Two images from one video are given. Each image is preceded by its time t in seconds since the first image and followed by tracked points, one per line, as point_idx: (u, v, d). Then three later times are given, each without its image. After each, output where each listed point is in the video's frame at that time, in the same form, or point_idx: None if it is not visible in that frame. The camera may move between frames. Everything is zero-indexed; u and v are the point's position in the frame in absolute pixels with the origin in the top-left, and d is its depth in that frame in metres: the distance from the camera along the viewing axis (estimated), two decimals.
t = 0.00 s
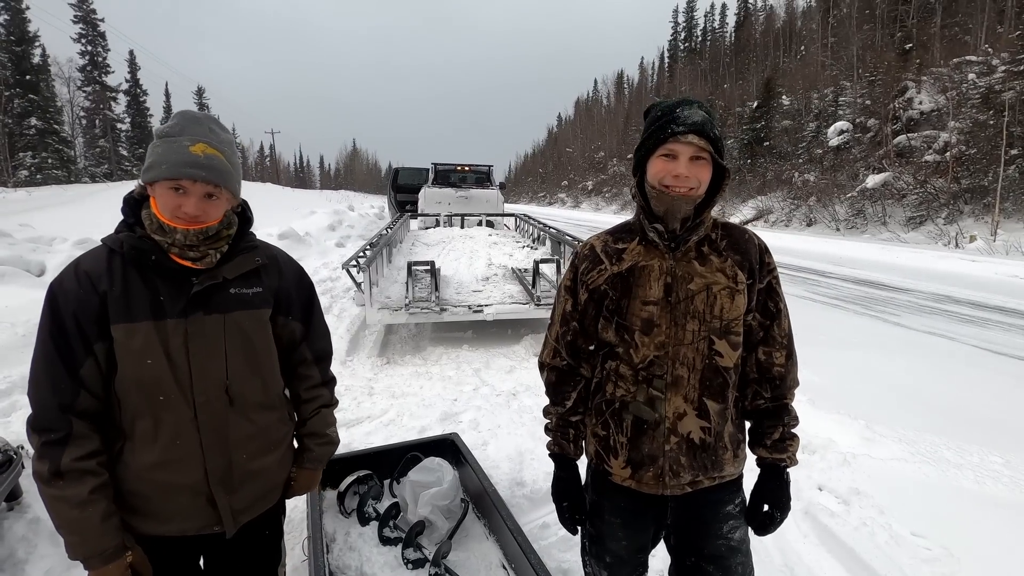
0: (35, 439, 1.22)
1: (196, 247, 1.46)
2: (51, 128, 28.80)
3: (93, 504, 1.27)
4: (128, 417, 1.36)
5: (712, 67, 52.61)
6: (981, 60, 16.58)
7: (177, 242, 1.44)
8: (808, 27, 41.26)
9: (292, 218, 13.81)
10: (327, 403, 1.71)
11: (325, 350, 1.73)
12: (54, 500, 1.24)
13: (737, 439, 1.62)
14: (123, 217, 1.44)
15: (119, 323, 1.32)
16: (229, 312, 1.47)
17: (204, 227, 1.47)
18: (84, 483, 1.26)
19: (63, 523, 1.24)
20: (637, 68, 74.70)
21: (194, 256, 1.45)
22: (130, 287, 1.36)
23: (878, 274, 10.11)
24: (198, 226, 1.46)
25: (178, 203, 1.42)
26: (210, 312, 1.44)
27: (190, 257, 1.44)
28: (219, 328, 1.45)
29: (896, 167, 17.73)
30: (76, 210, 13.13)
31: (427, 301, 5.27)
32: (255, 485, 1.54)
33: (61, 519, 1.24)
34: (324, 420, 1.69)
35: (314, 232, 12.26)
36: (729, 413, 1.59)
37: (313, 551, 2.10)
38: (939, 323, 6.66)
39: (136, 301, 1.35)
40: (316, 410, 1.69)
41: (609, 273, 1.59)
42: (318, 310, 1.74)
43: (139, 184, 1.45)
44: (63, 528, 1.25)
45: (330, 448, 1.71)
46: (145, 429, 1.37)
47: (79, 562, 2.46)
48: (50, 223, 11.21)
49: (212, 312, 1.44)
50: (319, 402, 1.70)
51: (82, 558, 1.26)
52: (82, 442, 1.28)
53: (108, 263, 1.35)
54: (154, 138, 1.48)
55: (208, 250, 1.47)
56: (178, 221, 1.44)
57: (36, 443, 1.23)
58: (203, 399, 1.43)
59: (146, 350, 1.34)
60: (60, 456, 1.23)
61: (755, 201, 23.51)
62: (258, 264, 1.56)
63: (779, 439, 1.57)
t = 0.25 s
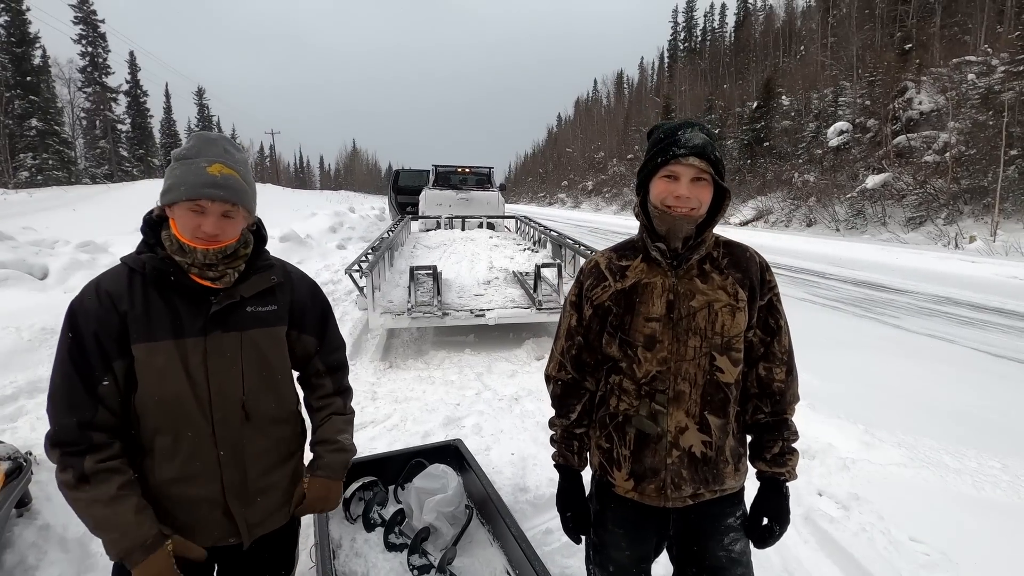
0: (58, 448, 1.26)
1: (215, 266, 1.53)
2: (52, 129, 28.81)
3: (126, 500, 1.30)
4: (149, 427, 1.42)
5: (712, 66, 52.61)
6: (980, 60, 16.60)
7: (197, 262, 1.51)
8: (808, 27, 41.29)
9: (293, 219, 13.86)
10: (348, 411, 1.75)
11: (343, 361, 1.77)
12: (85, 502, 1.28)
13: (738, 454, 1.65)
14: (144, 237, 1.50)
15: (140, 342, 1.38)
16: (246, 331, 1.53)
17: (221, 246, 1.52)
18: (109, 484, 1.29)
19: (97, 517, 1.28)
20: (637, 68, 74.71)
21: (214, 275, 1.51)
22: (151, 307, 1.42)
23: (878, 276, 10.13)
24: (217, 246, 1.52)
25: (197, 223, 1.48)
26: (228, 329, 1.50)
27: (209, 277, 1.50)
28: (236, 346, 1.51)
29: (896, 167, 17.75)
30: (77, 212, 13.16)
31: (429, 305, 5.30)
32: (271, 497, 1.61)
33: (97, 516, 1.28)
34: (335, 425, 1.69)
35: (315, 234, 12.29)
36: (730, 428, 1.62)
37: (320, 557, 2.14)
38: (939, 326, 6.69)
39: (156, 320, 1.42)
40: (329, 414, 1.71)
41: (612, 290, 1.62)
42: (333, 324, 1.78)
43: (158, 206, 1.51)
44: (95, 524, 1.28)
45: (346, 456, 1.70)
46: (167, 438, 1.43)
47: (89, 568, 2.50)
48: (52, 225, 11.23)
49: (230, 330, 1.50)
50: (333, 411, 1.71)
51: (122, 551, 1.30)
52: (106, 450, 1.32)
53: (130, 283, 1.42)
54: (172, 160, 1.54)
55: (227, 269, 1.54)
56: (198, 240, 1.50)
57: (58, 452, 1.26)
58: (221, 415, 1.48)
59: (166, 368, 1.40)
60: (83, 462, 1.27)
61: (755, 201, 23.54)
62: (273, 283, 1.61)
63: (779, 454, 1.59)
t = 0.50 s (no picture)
0: (89, 442, 1.30)
1: (233, 268, 1.55)
2: (53, 129, 28.83)
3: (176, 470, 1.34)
4: (170, 423, 1.44)
5: (712, 66, 52.63)
6: (981, 60, 16.61)
7: (214, 264, 1.52)
8: (808, 27, 41.32)
9: (294, 219, 13.88)
10: (333, 418, 1.66)
11: (337, 368, 1.72)
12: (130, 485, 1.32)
13: (749, 454, 1.66)
14: (163, 238, 1.52)
15: (161, 342, 1.41)
16: (263, 331, 1.55)
17: (240, 250, 1.54)
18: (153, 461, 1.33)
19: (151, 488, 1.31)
20: (637, 68, 74.71)
21: (231, 277, 1.53)
22: (171, 308, 1.45)
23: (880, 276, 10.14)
24: (234, 250, 1.53)
25: (216, 228, 1.48)
26: (245, 330, 1.52)
27: (227, 279, 1.52)
28: (254, 346, 1.53)
29: (897, 167, 17.77)
30: (78, 213, 13.17)
31: (432, 305, 5.31)
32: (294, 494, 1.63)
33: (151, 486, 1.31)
34: (308, 427, 1.57)
35: (317, 234, 12.30)
36: (742, 429, 1.62)
37: (329, 556, 2.14)
38: (941, 326, 6.69)
39: (176, 320, 1.44)
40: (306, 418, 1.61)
41: (626, 290, 1.63)
42: (336, 325, 1.77)
43: (177, 207, 1.53)
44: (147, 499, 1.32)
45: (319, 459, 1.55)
46: (193, 432, 1.46)
47: (96, 567, 2.50)
48: (53, 226, 11.23)
49: (247, 331, 1.53)
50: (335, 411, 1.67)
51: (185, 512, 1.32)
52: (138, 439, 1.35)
53: (151, 284, 1.45)
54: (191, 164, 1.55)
55: (244, 271, 1.56)
56: (216, 245, 1.51)
57: (91, 445, 1.30)
58: (238, 416, 1.50)
59: (186, 368, 1.43)
60: (122, 447, 1.32)
61: (755, 201, 23.55)
62: (289, 284, 1.63)
63: (792, 455, 1.60)
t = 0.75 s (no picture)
0: (95, 434, 1.30)
1: (233, 261, 1.53)
2: (53, 129, 28.82)
3: (185, 467, 1.36)
4: (171, 418, 1.44)
5: (712, 67, 52.62)
6: (981, 60, 16.60)
7: (214, 257, 1.51)
8: (808, 27, 41.32)
9: (295, 219, 13.87)
10: (336, 421, 1.65)
11: (345, 368, 1.71)
12: (138, 477, 1.33)
13: (750, 452, 1.65)
14: (166, 232, 1.53)
15: (161, 337, 1.41)
16: (265, 328, 1.54)
17: (239, 238, 1.53)
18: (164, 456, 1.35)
19: (160, 483, 1.32)
20: (637, 68, 74.70)
21: (232, 270, 1.52)
22: (172, 303, 1.44)
23: (881, 276, 10.12)
24: (234, 238, 1.52)
25: (215, 216, 1.49)
26: (247, 326, 1.52)
27: (228, 272, 1.51)
28: (256, 342, 1.52)
29: (897, 167, 17.76)
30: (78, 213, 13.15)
31: (433, 304, 5.29)
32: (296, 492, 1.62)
33: (159, 482, 1.32)
34: (313, 430, 1.57)
35: (317, 234, 12.29)
36: (744, 426, 1.61)
37: (331, 554, 2.13)
38: (943, 325, 6.67)
39: (176, 314, 1.44)
40: (308, 420, 1.60)
41: (629, 286, 1.62)
42: (344, 324, 1.75)
43: (179, 201, 1.54)
44: (154, 494, 1.33)
45: (317, 460, 1.55)
46: (196, 427, 1.45)
47: (98, 565, 2.50)
48: (53, 226, 11.23)
49: (249, 327, 1.52)
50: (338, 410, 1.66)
51: (187, 510, 1.33)
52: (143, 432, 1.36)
53: (152, 279, 1.44)
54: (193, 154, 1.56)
55: (245, 264, 1.54)
56: (215, 233, 1.51)
57: (97, 437, 1.30)
58: (240, 413, 1.50)
59: (187, 363, 1.42)
60: (129, 440, 1.32)
61: (756, 201, 23.54)
62: (292, 280, 1.62)
63: (793, 454, 1.59)
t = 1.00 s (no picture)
0: (81, 427, 1.31)
1: (219, 253, 1.54)
2: (52, 129, 28.78)
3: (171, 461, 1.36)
4: (156, 412, 1.44)
5: (712, 67, 52.58)
6: (981, 60, 16.61)
7: (199, 249, 1.51)
8: (808, 27, 41.33)
9: (294, 219, 13.88)
10: (325, 418, 1.65)
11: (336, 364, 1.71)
12: (125, 470, 1.33)
13: (736, 448, 1.64)
14: (153, 226, 1.53)
15: (145, 330, 1.41)
16: (251, 322, 1.54)
17: (224, 230, 1.54)
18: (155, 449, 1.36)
19: (145, 477, 1.33)
20: (637, 67, 74.66)
21: (217, 263, 1.52)
22: (157, 297, 1.44)
23: (879, 275, 10.11)
24: (219, 230, 1.53)
25: (199, 207, 1.50)
26: (232, 320, 1.51)
27: (213, 265, 1.51)
28: (241, 336, 1.52)
29: (896, 167, 17.76)
30: (77, 212, 13.14)
31: (430, 303, 5.29)
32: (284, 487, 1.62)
33: (144, 476, 1.33)
34: (303, 427, 1.57)
35: (316, 234, 12.29)
36: (728, 422, 1.60)
37: (323, 552, 2.12)
38: (941, 324, 6.67)
39: (160, 309, 1.44)
40: (297, 417, 1.60)
41: (614, 281, 1.64)
42: (333, 322, 1.75)
43: (166, 195, 1.55)
44: (139, 488, 1.33)
45: (303, 457, 1.55)
46: (182, 421, 1.45)
47: (91, 562, 2.49)
48: (52, 225, 11.23)
49: (234, 321, 1.52)
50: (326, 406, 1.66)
51: (169, 504, 1.32)
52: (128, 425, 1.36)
53: (138, 272, 1.45)
54: (177, 146, 1.57)
55: (231, 257, 1.54)
56: (199, 225, 1.51)
57: (84, 430, 1.31)
58: (224, 407, 1.49)
59: (170, 357, 1.42)
60: (116, 434, 1.33)
61: (756, 201, 23.53)
62: (279, 275, 1.62)
63: (779, 451, 1.58)
